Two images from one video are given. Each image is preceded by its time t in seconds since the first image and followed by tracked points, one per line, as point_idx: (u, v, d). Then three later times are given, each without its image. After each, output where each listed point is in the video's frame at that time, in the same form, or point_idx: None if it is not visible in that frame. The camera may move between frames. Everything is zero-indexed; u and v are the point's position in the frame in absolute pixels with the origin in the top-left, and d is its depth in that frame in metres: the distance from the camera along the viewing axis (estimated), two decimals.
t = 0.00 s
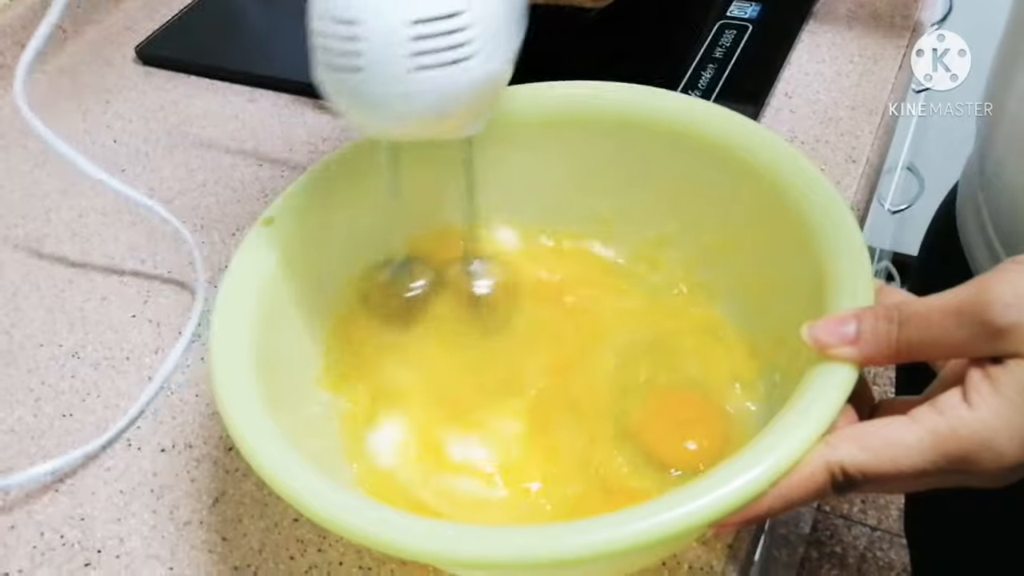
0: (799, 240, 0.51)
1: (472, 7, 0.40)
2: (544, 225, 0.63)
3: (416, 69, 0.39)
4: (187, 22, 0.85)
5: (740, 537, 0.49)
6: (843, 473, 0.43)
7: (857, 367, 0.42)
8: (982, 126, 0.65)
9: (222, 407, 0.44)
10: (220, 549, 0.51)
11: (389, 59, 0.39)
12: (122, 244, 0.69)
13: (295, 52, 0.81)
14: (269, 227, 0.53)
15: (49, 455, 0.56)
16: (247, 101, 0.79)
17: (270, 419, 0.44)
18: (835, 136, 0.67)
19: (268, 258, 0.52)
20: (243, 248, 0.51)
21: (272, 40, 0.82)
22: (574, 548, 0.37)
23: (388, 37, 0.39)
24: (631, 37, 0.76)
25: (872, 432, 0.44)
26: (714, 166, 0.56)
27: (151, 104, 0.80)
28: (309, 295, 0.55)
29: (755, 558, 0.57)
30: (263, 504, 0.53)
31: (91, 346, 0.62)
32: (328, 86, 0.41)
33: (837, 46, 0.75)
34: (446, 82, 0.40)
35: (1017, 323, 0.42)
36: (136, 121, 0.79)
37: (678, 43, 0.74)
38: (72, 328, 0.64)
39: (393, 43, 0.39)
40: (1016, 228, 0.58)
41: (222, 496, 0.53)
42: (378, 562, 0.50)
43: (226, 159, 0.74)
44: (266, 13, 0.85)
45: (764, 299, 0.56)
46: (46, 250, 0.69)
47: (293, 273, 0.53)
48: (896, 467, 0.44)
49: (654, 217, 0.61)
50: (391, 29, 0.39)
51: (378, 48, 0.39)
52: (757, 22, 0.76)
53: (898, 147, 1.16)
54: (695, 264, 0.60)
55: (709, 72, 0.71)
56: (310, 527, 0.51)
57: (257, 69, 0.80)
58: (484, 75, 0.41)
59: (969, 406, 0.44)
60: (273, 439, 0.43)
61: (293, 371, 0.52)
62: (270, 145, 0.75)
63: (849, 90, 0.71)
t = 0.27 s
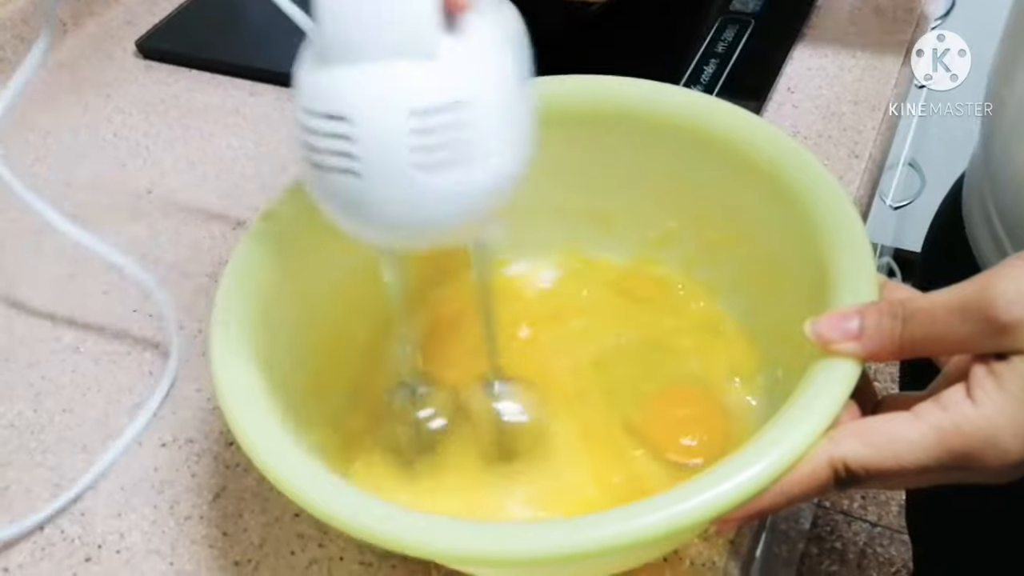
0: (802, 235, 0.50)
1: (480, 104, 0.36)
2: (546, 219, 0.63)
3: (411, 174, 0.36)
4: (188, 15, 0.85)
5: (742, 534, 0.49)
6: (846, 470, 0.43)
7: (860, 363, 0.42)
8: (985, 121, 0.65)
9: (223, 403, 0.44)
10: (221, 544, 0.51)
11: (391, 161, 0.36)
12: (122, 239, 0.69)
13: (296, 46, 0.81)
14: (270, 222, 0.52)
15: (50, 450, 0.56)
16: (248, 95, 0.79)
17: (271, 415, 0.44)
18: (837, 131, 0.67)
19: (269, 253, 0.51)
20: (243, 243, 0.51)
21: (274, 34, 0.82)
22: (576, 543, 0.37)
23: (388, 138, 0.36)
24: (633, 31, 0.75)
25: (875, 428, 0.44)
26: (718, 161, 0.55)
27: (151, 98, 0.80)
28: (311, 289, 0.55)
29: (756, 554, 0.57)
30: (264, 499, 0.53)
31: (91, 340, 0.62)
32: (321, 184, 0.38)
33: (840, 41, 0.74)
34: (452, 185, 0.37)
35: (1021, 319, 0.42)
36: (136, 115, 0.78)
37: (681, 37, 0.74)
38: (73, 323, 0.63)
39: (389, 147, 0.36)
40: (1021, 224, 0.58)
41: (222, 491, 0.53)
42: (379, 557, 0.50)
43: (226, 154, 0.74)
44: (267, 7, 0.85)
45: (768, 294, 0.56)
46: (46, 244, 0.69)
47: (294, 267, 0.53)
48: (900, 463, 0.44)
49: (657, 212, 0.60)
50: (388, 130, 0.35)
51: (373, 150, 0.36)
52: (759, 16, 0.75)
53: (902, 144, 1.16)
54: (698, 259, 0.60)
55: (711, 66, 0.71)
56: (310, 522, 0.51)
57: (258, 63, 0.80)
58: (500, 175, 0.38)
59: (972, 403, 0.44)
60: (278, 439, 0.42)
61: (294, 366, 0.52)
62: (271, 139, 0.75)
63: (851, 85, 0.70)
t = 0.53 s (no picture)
0: (802, 228, 0.50)
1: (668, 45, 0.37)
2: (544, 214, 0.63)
3: (581, 125, 0.36)
4: (187, 8, 0.85)
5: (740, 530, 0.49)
6: (846, 465, 0.43)
7: (860, 359, 0.42)
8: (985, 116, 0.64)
9: (222, 398, 0.44)
10: (219, 538, 0.51)
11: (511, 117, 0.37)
12: (121, 232, 0.69)
13: (295, 39, 0.81)
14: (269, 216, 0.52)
15: (48, 444, 0.56)
16: (247, 88, 0.79)
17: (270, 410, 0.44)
18: (837, 125, 0.67)
19: (267, 247, 0.51)
20: (242, 237, 0.51)
21: (273, 27, 0.82)
22: (576, 538, 0.37)
23: (594, 90, 0.36)
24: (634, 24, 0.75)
25: (875, 424, 0.44)
26: (719, 155, 0.55)
27: (150, 90, 0.80)
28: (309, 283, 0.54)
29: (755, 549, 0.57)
30: (263, 493, 0.53)
31: (89, 334, 0.62)
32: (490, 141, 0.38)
33: (841, 34, 0.74)
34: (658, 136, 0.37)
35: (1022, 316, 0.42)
36: (134, 107, 0.78)
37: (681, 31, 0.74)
38: (71, 316, 0.63)
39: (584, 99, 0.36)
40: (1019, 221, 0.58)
41: (221, 486, 0.53)
42: (377, 552, 0.50)
43: (225, 147, 0.74)
44: None
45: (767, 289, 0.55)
46: (45, 237, 0.69)
47: (293, 261, 0.53)
48: (898, 459, 0.44)
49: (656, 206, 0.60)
50: (586, 77, 0.35)
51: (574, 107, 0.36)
52: (760, 10, 0.75)
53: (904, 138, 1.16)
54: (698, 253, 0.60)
55: (711, 60, 0.71)
56: (309, 517, 0.51)
57: (257, 56, 0.79)
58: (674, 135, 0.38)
59: (972, 399, 0.44)
60: (277, 433, 0.42)
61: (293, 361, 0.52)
62: (270, 132, 0.74)
63: (852, 79, 0.70)
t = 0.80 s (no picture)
0: (805, 224, 0.50)
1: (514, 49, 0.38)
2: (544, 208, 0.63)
3: (411, 109, 0.37)
4: (187, 3, 0.85)
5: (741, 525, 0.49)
6: (847, 461, 0.43)
7: (862, 355, 0.42)
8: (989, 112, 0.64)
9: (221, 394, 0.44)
10: (219, 534, 0.50)
11: (434, 92, 0.37)
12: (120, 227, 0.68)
13: (295, 34, 0.80)
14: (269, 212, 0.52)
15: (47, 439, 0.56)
16: (247, 83, 0.78)
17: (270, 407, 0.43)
18: (840, 120, 0.67)
19: (268, 243, 0.51)
20: (242, 232, 0.50)
21: (273, 22, 0.82)
22: (576, 535, 0.37)
23: (420, 77, 0.37)
24: (634, 20, 0.75)
25: (878, 420, 0.44)
26: (720, 150, 0.55)
27: (149, 85, 0.79)
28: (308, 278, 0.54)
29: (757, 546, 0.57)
30: (263, 489, 0.52)
31: (89, 329, 0.62)
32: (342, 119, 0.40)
33: (843, 30, 0.74)
34: (478, 125, 0.38)
35: None
36: (134, 102, 0.78)
37: (682, 26, 0.74)
38: (70, 311, 0.63)
39: (405, 85, 0.37)
40: None
41: (221, 481, 0.53)
42: (378, 548, 0.49)
43: (226, 141, 0.74)
44: None
45: (768, 284, 0.55)
46: (44, 232, 0.69)
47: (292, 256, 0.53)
48: (900, 455, 0.44)
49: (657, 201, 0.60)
50: (416, 69, 0.37)
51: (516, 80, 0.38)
52: (761, 5, 0.75)
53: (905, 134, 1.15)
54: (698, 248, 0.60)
55: (712, 55, 0.71)
56: (309, 512, 0.51)
57: (257, 51, 0.79)
58: (517, 123, 0.39)
59: (976, 395, 0.43)
60: (278, 431, 0.42)
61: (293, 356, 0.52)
62: (270, 127, 0.74)
63: (854, 74, 0.70)
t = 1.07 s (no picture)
0: (812, 223, 0.50)
1: None
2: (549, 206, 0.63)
3: (607, 69, 0.36)
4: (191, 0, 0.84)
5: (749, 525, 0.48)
6: (856, 462, 0.43)
7: (870, 355, 0.42)
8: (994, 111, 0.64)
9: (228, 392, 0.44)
10: (225, 532, 0.50)
11: (629, 49, 0.36)
12: (125, 225, 0.68)
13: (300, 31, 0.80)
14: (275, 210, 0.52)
15: (52, 437, 0.56)
16: (251, 80, 0.78)
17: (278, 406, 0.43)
18: (846, 119, 0.67)
19: (274, 241, 0.51)
20: (248, 231, 0.50)
21: (277, 19, 0.82)
22: (584, 534, 0.37)
23: (615, 37, 0.35)
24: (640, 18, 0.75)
25: (885, 420, 0.44)
26: (728, 148, 0.55)
27: (154, 82, 0.79)
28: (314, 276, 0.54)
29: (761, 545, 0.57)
30: (268, 487, 0.52)
31: (94, 327, 0.62)
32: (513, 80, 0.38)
33: (849, 28, 0.74)
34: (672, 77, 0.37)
35: None
36: (138, 100, 0.78)
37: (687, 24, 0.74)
38: (75, 309, 0.63)
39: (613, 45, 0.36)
40: None
41: (226, 480, 0.53)
42: (384, 547, 0.49)
43: (230, 139, 0.74)
44: None
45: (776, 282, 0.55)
46: (49, 230, 0.69)
47: (298, 254, 0.53)
48: (909, 456, 0.43)
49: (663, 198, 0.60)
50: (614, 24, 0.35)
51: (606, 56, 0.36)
52: (767, 3, 0.75)
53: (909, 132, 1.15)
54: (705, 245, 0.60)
55: (718, 54, 0.71)
56: (315, 511, 0.51)
57: (262, 49, 0.79)
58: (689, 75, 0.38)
59: (983, 396, 0.43)
60: (285, 430, 0.42)
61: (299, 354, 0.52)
62: (275, 125, 0.74)
63: (860, 73, 0.70)
